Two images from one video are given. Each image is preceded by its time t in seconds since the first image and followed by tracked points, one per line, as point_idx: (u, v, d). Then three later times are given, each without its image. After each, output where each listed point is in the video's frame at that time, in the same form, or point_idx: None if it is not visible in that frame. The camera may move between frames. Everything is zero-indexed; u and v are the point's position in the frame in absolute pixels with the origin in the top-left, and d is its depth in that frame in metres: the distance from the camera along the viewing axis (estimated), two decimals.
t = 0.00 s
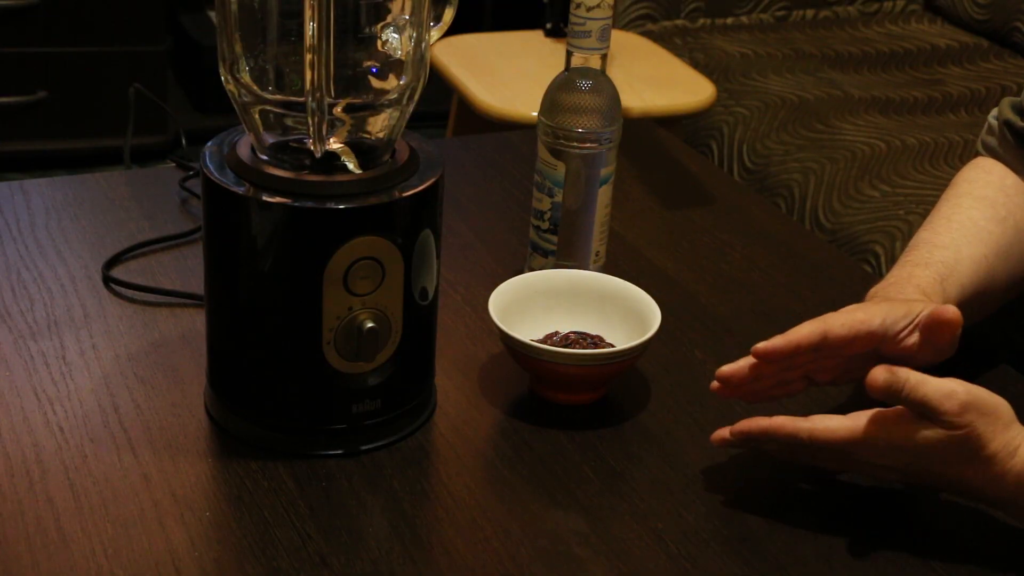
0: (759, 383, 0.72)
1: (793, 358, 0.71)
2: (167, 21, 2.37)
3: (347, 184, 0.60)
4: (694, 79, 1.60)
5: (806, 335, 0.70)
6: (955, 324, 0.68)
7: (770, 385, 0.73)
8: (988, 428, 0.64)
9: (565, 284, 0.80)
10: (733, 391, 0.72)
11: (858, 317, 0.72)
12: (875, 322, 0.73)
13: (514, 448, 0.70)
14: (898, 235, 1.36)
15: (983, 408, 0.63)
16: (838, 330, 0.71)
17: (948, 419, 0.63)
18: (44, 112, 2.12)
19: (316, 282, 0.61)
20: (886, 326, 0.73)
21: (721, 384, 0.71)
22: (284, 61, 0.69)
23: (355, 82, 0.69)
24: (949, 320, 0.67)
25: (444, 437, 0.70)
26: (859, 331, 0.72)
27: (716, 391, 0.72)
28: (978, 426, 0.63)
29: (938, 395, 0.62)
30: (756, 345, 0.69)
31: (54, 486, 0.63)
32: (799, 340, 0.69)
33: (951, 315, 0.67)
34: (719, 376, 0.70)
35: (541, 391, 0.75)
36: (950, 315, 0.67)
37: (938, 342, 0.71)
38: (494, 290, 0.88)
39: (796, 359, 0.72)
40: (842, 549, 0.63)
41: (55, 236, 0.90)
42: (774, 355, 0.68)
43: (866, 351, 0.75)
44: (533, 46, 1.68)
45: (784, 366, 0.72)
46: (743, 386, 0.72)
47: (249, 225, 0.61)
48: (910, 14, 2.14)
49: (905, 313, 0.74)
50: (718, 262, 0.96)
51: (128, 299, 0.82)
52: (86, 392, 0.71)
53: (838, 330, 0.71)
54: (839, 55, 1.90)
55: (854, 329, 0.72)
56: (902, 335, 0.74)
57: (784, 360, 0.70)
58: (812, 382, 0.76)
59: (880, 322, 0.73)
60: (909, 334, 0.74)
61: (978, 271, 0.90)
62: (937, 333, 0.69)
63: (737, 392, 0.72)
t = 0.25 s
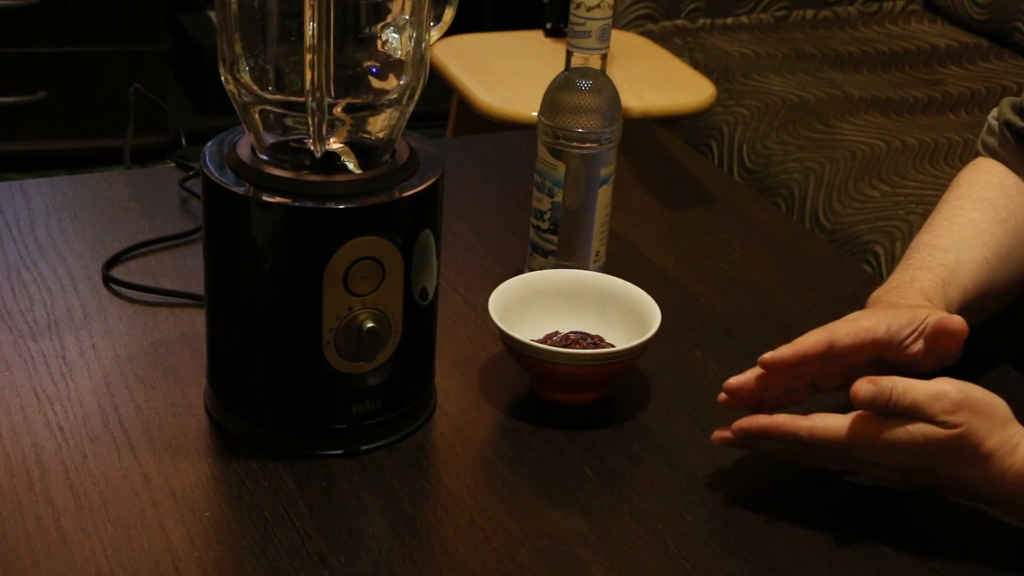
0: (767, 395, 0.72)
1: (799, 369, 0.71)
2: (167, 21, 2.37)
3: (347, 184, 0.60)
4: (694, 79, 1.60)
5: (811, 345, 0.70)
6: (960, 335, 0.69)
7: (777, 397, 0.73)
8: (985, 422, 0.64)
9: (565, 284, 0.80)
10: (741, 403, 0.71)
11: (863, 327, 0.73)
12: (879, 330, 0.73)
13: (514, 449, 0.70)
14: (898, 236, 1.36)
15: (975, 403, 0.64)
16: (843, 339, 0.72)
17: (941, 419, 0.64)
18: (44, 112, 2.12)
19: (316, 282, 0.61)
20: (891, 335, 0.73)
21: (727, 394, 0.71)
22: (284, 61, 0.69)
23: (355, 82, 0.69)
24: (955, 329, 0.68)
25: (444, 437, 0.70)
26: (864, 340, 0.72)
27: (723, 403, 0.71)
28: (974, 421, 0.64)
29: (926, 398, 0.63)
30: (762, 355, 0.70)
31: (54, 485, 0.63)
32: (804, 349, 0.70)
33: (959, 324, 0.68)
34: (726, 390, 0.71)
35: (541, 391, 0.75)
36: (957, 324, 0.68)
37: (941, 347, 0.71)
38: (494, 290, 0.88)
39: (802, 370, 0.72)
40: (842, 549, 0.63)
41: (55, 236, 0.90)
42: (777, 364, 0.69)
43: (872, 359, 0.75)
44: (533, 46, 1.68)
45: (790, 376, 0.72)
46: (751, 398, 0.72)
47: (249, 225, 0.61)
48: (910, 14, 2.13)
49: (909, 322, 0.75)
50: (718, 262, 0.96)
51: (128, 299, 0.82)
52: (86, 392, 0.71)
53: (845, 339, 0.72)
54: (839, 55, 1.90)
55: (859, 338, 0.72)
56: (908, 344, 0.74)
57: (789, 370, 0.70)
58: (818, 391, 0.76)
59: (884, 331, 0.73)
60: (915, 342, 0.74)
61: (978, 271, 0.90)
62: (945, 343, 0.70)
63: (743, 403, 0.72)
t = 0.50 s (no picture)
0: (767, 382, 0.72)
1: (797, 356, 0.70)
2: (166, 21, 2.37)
3: (347, 184, 0.60)
4: (694, 79, 1.60)
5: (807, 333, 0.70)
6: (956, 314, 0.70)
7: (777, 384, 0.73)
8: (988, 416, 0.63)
9: (565, 284, 0.80)
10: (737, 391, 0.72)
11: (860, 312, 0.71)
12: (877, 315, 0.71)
13: (514, 448, 0.70)
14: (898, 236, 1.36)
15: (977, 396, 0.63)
16: (841, 326, 0.70)
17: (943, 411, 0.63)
18: (44, 112, 2.12)
19: (316, 283, 0.61)
20: (891, 321, 0.72)
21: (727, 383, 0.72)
22: (284, 61, 0.69)
23: (355, 82, 0.69)
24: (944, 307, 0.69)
25: (444, 437, 0.70)
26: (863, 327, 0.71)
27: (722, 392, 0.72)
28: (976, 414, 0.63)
29: (927, 389, 0.62)
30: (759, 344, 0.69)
31: (54, 486, 0.63)
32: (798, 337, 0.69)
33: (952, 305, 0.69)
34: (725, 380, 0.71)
35: (541, 391, 0.75)
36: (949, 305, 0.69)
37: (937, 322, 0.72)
38: (493, 290, 0.88)
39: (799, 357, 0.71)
40: (842, 549, 0.63)
41: (55, 235, 0.90)
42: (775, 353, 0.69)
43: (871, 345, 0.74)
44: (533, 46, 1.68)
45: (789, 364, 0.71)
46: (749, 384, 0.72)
47: (249, 225, 0.61)
48: (910, 14, 2.13)
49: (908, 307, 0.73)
50: (718, 262, 0.96)
51: (128, 299, 0.82)
52: (86, 392, 0.71)
53: (844, 324, 0.70)
54: (839, 55, 1.90)
55: (857, 325, 0.71)
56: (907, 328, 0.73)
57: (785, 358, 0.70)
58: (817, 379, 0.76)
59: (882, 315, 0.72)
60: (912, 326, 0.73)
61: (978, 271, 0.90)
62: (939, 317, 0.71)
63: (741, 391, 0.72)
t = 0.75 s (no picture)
0: (700, 337, 0.75)
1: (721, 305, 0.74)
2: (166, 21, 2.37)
3: (347, 184, 0.60)
4: (694, 79, 1.61)
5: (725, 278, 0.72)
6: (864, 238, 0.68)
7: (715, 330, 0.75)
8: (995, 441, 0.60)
9: (565, 284, 0.80)
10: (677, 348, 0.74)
11: (774, 261, 0.75)
12: (790, 262, 0.75)
13: (514, 448, 0.70)
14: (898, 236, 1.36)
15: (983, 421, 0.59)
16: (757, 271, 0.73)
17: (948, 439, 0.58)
18: (44, 112, 2.12)
19: (316, 283, 0.61)
20: (806, 265, 0.75)
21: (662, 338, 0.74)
22: (284, 61, 0.69)
23: (355, 82, 0.69)
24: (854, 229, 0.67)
25: (444, 437, 0.70)
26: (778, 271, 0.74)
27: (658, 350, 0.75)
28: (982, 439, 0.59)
29: (934, 416, 0.57)
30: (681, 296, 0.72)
31: (54, 486, 0.63)
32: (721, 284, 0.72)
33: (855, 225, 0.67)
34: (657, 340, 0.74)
35: (541, 391, 0.75)
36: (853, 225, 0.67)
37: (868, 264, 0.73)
38: (493, 290, 0.88)
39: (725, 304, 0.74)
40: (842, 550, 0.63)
41: (55, 235, 0.90)
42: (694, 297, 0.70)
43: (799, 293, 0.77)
44: (533, 46, 1.68)
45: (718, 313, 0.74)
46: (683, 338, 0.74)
47: (249, 225, 0.61)
48: (910, 14, 2.13)
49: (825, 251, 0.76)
50: (718, 262, 0.96)
51: (128, 299, 0.82)
52: (86, 392, 0.71)
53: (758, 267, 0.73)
54: (839, 55, 1.90)
55: (772, 271, 0.74)
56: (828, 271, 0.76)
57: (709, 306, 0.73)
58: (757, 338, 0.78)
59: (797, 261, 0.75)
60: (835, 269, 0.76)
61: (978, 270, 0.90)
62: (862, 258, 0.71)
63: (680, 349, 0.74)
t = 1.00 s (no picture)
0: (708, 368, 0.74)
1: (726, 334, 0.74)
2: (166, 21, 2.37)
3: (347, 184, 0.60)
4: (694, 79, 1.60)
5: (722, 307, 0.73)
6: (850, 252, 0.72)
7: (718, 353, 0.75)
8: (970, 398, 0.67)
9: (565, 284, 0.80)
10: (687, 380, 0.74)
11: (768, 283, 0.75)
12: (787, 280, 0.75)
13: (513, 448, 0.70)
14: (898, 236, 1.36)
15: (958, 381, 0.67)
16: (754, 298, 0.74)
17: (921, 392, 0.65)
18: (44, 112, 2.12)
19: (316, 283, 0.61)
20: (801, 283, 0.75)
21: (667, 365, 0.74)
22: (284, 61, 0.69)
23: (355, 82, 0.69)
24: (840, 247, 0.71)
25: (444, 437, 0.70)
26: (776, 292, 0.74)
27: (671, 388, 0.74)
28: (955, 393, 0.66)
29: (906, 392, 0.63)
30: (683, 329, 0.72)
31: (54, 486, 0.63)
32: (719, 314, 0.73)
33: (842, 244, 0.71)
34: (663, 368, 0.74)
35: (541, 391, 0.75)
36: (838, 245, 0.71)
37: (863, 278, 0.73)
38: (493, 290, 0.88)
39: (727, 335, 0.74)
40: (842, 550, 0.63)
41: (55, 235, 0.90)
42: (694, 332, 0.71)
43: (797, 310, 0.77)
44: (533, 46, 1.68)
45: (722, 342, 0.74)
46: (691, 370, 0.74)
47: (249, 225, 0.61)
48: (910, 14, 2.13)
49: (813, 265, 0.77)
50: (718, 262, 0.96)
51: (128, 299, 0.82)
52: (86, 392, 0.71)
53: (753, 295, 0.74)
54: (839, 55, 1.90)
55: (769, 292, 0.74)
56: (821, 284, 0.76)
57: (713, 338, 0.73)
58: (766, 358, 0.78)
59: (792, 279, 0.75)
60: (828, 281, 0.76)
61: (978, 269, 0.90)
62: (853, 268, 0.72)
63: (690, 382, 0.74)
